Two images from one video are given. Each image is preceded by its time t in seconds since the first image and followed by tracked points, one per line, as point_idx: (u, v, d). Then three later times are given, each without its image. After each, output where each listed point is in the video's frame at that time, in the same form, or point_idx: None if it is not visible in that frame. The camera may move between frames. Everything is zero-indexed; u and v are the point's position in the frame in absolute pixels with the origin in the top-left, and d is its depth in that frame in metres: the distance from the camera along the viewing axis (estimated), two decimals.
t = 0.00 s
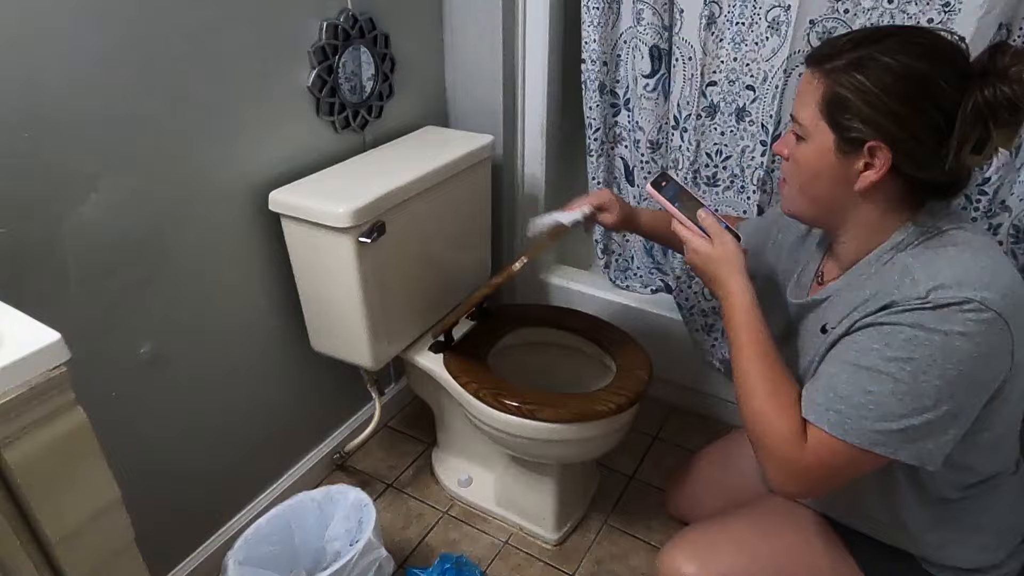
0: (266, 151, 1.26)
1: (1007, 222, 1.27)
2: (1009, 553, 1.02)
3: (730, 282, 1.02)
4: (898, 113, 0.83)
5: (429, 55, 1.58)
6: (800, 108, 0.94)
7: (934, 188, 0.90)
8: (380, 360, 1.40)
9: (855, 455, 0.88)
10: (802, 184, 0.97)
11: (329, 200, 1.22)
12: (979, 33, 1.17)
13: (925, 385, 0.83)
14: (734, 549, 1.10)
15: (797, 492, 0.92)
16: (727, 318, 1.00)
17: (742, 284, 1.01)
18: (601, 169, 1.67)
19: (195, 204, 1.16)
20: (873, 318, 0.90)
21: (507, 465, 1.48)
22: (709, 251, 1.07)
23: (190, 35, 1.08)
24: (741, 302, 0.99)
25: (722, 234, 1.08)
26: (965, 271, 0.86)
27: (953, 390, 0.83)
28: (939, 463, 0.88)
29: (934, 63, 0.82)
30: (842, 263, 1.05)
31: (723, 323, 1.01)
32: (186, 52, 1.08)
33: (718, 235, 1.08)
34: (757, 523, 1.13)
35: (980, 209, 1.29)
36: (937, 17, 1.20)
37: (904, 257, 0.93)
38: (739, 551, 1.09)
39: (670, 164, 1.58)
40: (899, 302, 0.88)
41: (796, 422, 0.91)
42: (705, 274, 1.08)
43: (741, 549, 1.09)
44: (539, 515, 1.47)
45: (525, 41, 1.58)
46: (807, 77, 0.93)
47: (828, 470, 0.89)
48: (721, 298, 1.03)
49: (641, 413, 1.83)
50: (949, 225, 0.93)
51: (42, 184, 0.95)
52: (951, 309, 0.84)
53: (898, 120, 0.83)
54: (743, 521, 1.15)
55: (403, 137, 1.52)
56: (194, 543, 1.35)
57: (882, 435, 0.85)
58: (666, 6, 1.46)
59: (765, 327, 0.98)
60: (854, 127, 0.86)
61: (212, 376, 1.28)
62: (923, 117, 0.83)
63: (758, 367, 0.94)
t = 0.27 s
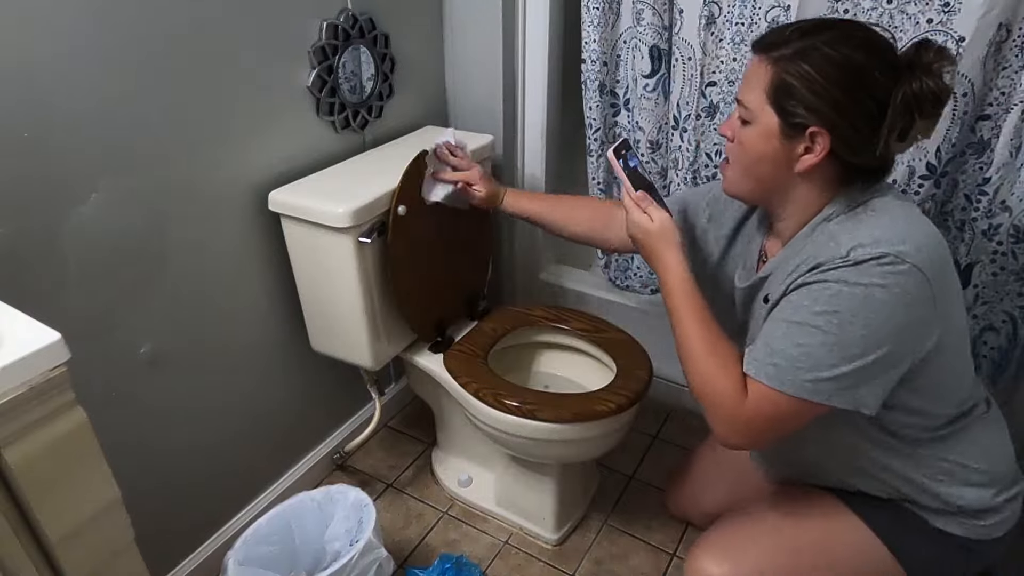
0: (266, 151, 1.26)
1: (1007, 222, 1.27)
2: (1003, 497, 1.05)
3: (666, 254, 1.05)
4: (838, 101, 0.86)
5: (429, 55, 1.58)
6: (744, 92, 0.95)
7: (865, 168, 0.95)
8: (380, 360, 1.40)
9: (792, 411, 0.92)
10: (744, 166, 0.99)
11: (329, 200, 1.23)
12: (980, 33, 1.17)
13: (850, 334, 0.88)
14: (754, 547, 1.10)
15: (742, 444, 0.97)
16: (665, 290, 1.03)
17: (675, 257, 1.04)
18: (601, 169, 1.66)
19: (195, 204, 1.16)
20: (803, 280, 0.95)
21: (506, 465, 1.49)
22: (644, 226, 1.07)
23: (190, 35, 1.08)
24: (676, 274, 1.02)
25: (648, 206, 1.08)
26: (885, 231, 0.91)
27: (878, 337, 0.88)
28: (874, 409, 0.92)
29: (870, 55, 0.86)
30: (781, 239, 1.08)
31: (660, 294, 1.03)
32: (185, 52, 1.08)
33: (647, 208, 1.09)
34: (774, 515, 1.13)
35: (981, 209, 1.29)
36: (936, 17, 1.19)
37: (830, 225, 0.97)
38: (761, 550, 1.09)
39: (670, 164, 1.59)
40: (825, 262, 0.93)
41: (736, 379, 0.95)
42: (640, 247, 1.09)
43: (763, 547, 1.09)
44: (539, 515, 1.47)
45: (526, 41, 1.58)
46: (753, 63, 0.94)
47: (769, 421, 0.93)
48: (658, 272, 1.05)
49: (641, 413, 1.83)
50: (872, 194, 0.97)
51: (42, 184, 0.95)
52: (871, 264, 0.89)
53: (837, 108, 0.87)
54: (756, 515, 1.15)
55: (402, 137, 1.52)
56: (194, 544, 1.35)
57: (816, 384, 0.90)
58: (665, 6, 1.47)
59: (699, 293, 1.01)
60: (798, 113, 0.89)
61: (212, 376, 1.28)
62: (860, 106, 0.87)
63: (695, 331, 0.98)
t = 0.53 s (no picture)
0: (266, 151, 1.26)
1: (1007, 222, 1.26)
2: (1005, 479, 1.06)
3: (651, 261, 1.05)
4: (815, 121, 0.87)
5: (429, 55, 1.58)
6: (722, 111, 0.95)
7: (843, 182, 0.95)
8: (380, 360, 1.40)
9: (782, 412, 0.93)
10: (725, 184, 0.99)
11: (329, 200, 1.23)
12: (980, 33, 1.16)
13: (837, 337, 0.88)
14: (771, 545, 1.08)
15: (733, 446, 0.97)
16: (653, 298, 1.03)
17: (662, 263, 1.05)
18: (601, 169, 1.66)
19: (195, 204, 1.16)
20: (787, 284, 0.95)
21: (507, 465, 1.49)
22: (629, 233, 1.08)
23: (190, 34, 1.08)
24: (661, 277, 1.03)
25: (633, 213, 1.09)
26: (867, 233, 0.91)
27: (863, 338, 0.88)
28: (863, 406, 0.92)
29: (845, 75, 0.86)
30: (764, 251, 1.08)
31: (647, 301, 1.04)
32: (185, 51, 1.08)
33: (632, 215, 1.09)
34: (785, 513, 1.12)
35: (981, 208, 1.28)
36: (936, 17, 1.19)
37: (811, 227, 0.97)
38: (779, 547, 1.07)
39: (670, 164, 1.59)
40: (808, 267, 0.93)
41: (725, 381, 0.95)
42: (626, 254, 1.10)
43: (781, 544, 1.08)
44: (539, 515, 1.47)
45: (526, 41, 1.58)
46: (730, 83, 0.94)
47: (759, 423, 0.93)
48: (643, 279, 1.06)
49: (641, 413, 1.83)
50: (853, 199, 0.97)
51: (43, 183, 0.95)
52: (853, 267, 0.89)
53: (814, 128, 0.87)
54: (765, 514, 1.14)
55: (402, 137, 1.52)
56: (194, 544, 1.35)
57: (804, 386, 0.90)
58: (666, 6, 1.47)
59: (684, 300, 1.02)
60: (777, 133, 0.89)
61: (212, 376, 1.28)
62: (836, 125, 0.87)
63: (682, 336, 0.99)
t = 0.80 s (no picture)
0: (266, 151, 1.26)
1: (1007, 222, 1.26)
2: (997, 480, 1.05)
3: (656, 243, 1.06)
4: (804, 103, 0.87)
5: (429, 55, 1.58)
6: (718, 94, 0.96)
7: (837, 165, 0.95)
8: (380, 360, 1.40)
9: (778, 392, 0.92)
10: (721, 166, 0.99)
11: (330, 200, 1.23)
12: (979, 33, 1.16)
13: (827, 317, 0.88)
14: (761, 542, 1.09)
15: (726, 426, 0.96)
16: (654, 279, 1.04)
17: (666, 245, 1.05)
18: (601, 169, 1.66)
19: (195, 204, 1.16)
20: (781, 268, 0.95)
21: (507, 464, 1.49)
22: (637, 216, 1.09)
23: (189, 34, 1.08)
24: (664, 259, 1.04)
25: (641, 195, 1.10)
26: (859, 217, 0.91)
27: (853, 320, 0.88)
28: (855, 391, 0.92)
29: (835, 58, 0.86)
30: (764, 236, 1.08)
31: (650, 282, 1.05)
32: (185, 51, 1.08)
33: (640, 198, 1.11)
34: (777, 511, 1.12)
35: (980, 209, 1.28)
36: (936, 17, 1.19)
37: (808, 215, 0.97)
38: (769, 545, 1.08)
39: (670, 164, 1.59)
40: (801, 250, 0.94)
41: (720, 360, 0.95)
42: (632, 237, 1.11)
43: (770, 541, 1.08)
44: (539, 515, 1.47)
45: (526, 41, 1.58)
46: (726, 67, 0.95)
47: (751, 403, 0.93)
48: (647, 260, 1.07)
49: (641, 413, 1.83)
50: (848, 185, 0.97)
51: (43, 184, 0.95)
52: (844, 249, 0.90)
53: (804, 110, 0.87)
54: (757, 510, 1.14)
55: (402, 137, 1.52)
56: (195, 544, 1.35)
57: (795, 366, 0.90)
58: (665, 6, 1.47)
59: (687, 281, 1.02)
60: (768, 115, 0.89)
61: (212, 376, 1.28)
62: (825, 108, 0.87)
63: (680, 316, 0.99)
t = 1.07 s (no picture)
0: (266, 151, 1.26)
1: (1007, 222, 1.26)
2: (1001, 481, 1.05)
3: (658, 241, 1.08)
4: (798, 95, 0.88)
5: (429, 56, 1.58)
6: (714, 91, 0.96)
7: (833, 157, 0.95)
8: (380, 360, 1.40)
9: (781, 379, 0.92)
10: (718, 162, 0.99)
11: (330, 200, 1.23)
12: (979, 34, 1.17)
13: (826, 302, 0.89)
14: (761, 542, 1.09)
15: (733, 415, 0.96)
16: (657, 275, 1.06)
17: (668, 243, 1.08)
18: (601, 169, 1.66)
19: (195, 203, 1.16)
20: (780, 257, 0.96)
21: (506, 464, 1.49)
22: (637, 216, 1.12)
23: (190, 33, 1.08)
24: (665, 255, 1.06)
25: (643, 198, 1.13)
26: (855, 204, 0.92)
27: (853, 304, 0.88)
28: (860, 376, 0.91)
29: (825, 51, 0.87)
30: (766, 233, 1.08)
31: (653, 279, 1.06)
32: (186, 51, 1.08)
33: (641, 200, 1.13)
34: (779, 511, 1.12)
35: (981, 209, 1.28)
36: (936, 17, 1.19)
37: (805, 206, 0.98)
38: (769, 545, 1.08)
39: (670, 164, 1.59)
40: (799, 239, 0.94)
41: (723, 350, 0.96)
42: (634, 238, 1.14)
43: (774, 541, 1.08)
44: (539, 515, 1.47)
45: (526, 41, 1.58)
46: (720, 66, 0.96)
47: (757, 390, 0.93)
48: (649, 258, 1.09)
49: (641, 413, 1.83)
50: (844, 174, 0.97)
51: (43, 184, 0.95)
52: (841, 235, 0.90)
53: (797, 101, 0.88)
54: (760, 511, 1.14)
55: (402, 138, 1.52)
56: (194, 544, 1.35)
57: (796, 352, 0.90)
58: (666, 6, 1.47)
59: (688, 277, 1.04)
60: (763, 107, 0.90)
61: (212, 376, 1.28)
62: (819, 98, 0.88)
63: (682, 309, 1.01)
